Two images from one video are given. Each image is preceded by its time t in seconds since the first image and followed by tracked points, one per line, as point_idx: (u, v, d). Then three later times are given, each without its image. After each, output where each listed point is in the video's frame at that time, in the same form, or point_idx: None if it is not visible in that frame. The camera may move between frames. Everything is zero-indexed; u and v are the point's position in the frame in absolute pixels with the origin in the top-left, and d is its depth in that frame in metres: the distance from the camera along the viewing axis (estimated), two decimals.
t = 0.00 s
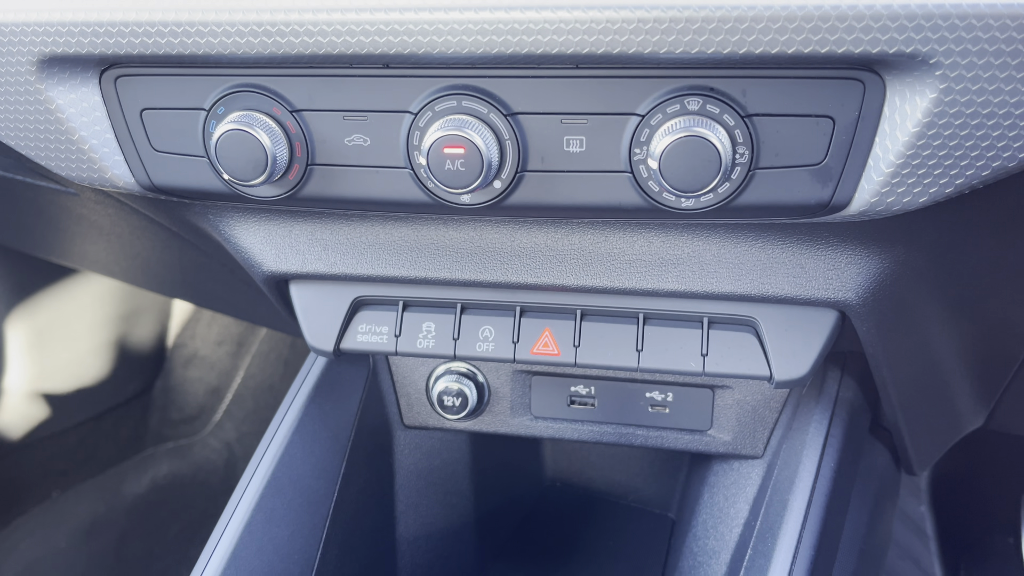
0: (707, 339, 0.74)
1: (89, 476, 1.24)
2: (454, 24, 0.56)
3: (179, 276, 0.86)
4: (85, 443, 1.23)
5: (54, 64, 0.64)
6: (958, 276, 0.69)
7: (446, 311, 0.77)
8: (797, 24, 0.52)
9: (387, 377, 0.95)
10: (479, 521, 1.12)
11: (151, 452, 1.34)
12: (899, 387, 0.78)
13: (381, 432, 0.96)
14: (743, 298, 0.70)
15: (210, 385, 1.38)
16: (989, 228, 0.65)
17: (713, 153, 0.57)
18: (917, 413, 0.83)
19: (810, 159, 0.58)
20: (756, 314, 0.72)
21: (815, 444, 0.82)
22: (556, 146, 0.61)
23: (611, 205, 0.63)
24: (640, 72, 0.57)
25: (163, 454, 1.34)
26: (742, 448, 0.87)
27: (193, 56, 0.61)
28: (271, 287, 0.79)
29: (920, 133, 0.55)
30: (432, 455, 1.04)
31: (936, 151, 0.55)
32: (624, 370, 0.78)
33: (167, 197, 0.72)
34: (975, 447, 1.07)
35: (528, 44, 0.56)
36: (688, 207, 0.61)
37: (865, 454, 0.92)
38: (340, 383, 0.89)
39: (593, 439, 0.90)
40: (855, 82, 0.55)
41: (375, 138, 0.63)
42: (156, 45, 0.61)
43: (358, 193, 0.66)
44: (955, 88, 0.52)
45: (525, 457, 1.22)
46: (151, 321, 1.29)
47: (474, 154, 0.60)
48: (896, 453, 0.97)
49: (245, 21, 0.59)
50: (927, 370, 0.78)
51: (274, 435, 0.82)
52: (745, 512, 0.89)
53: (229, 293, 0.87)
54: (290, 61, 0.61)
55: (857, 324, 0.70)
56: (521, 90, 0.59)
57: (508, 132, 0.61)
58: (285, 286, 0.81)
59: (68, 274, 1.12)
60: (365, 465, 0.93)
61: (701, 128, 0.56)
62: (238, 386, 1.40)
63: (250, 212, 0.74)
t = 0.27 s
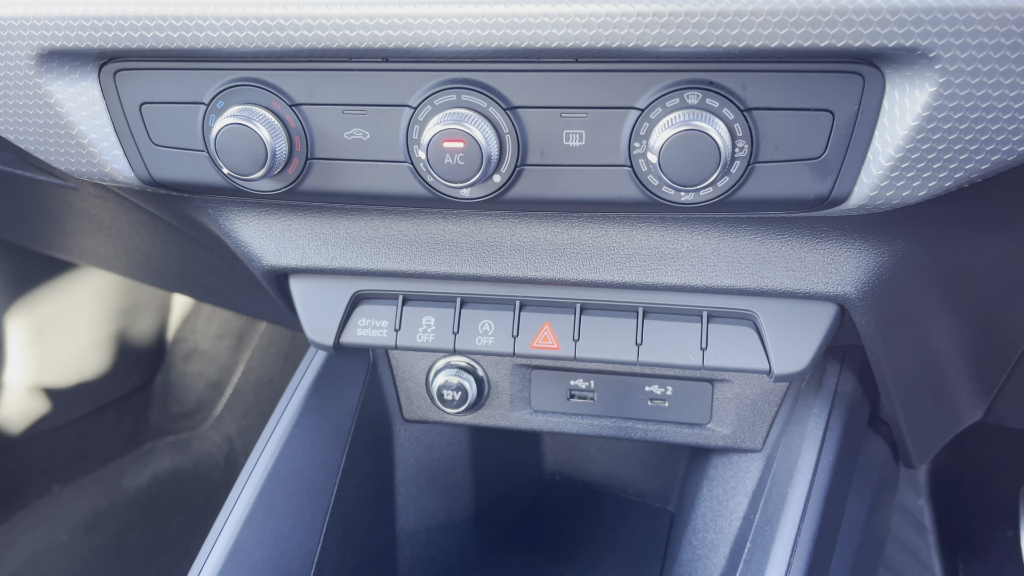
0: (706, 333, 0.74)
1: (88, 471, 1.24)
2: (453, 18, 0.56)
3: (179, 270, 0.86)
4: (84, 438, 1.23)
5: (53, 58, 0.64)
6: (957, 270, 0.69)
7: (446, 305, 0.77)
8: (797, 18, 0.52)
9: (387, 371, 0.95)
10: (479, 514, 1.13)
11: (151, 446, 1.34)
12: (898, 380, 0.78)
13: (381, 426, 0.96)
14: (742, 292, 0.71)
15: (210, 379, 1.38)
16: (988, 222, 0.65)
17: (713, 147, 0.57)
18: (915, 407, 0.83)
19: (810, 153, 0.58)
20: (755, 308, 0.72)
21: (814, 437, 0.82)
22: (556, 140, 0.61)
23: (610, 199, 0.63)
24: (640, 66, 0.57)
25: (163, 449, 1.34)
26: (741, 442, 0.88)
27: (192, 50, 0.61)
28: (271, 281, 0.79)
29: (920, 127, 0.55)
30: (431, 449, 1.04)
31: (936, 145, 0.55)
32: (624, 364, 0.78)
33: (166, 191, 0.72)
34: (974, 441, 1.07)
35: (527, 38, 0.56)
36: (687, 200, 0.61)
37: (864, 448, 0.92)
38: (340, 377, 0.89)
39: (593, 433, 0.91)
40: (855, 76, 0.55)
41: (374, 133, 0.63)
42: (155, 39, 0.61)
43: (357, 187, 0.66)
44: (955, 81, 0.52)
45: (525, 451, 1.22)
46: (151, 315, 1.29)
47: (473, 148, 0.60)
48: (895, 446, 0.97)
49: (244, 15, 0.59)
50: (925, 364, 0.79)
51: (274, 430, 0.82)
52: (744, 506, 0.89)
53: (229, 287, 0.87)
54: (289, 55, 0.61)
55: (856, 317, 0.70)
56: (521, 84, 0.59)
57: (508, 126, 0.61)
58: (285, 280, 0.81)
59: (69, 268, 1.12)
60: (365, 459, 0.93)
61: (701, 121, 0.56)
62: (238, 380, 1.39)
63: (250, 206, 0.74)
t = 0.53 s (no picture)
0: (706, 329, 0.74)
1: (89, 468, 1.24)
2: (453, 15, 0.56)
3: (179, 267, 0.86)
4: (84, 435, 1.23)
5: (53, 54, 0.64)
6: (956, 267, 0.69)
7: (446, 301, 0.78)
8: (797, 14, 0.52)
9: (387, 367, 0.95)
10: (479, 510, 1.13)
11: (152, 443, 1.34)
12: (897, 376, 0.78)
13: (381, 422, 0.96)
14: (742, 288, 0.71)
15: (210, 375, 1.38)
16: (987, 218, 0.65)
17: (712, 143, 0.57)
18: (915, 403, 0.84)
19: (810, 149, 0.58)
20: (755, 304, 0.72)
21: (814, 433, 0.82)
22: (556, 135, 0.61)
23: (610, 195, 0.63)
24: (640, 63, 0.57)
25: (163, 445, 1.34)
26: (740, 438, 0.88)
27: (192, 46, 0.61)
28: (271, 278, 0.79)
29: (919, 123, 0.55)
30: (431, 445, 1.05)
31: (935, 141, 0.55)
32: (624, 360, 0.78)
33: (166, 188, 0.72)
34: (974, 438, 1.07)
35: (527, 34, 0.56)
36: (687, 196, 0.61)
37: (863, 444, 0.93)
38: (340, 373, 0.89)
39: (593, 429, 0.91)
40: (855, 72, 0.55)
41: (374, 129, 0.63)
42: (154, 36, 0.61)
43: (357, 184, 0.66)
44: (955, 77, 0.52)
45: (525, 447, 1.22)
46: (151, 312, 1.29)
47: (473, 144, 0.60)
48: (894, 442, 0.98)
49: (243, 12, 0.59)
50: (925, 360, 0.79)
51: (274, 426, 0.82)
52: (743, 501, 0.90)
53: (229, 283, 0.87)
54: (289, 52, 0.61)
55: (856, 313, 0.70)
56: (521, 81, 0.59)
57: (508, 123, 0.61)
58: (285, 277, 0.81)
59: (68, 264, 1.12)
60: (365, 455, 0.94)
61: (700, 117, 0.56)
62: (238, 376, 1.40)
63: (250, 203, 0.74)
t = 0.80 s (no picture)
0: (706, 327, 0.74)
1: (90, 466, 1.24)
2: (453, 13, 0.56)
3: (178, 264, 0.86)
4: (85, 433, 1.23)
5: (52, 52, 0.64)
6: (956, 265, 0.69)
7: (446, 299, 0.78)
8: (797, 11, 0.52)
9: (387, 365, 0.95)
10: (479, 508, 1.13)
11: (152, 441, 1.34)
12: (897, 374, 0.78)
13: (381, 420, 0.96)
14: (742, 286, 0.71)
15: (210, 373, 1.39)
16: (987, 216, 0.65)
17: (712, 141, 0.57)
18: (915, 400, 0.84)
19: (810, 147, 0.58)
20: (754, 302, 0.72)
21: (814, 431, 0.82)
22: (555, 133, 0.61)
23: (610, 193, 0.63)
24: (640, 61, 0.57)
25: (163, 443, 1.34)
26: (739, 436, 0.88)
27: (192, 44, 0.61)
28: (271, 276, 0.79)
29: (919, 121, 0.55)
30: (431, 443, 1.05)
31: (935, 138, 0.55)
32: (624, 359, 0.78)
33: (165, 185, 0.72)
34: (974, 436, 1.07)
35: (527, 32, 0.56)
36: (687, 194, 0.61)
37: (863, 441, 0.93)
38: (340, 371, 0.89)
39: (593, 427, 0.91)
40: (854, 70, 0.55)
41: (374, 127, 0.63)
42: (154, 34, 0.61)
43: (357, 182, 0.66)
44: (955, 75, 0.52)
45: (525, 445, 1.22)
46: (151, 310, 1.29)
47: (473, 142, 0.60)
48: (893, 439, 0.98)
49: (243, 10, 0.59)
50: (925, 357, 0.79)
51: (274, 424, 0.82)
52: (743, 499, 0.89)
53: (229, 281, 0.87)
54: (289, 49, 0.60)
55: (855, 311, 0.70)
56: (521, 78, 0.59)
57: (508, 121, 0.61)
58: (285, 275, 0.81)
59: (68, 262, 1.12)
60: (365, 453, 0.94)
61: (700, 115, 0.56)
62: (237, 374, 1.41)
63: (249, 200, 0.74)
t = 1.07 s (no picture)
0: (704, 326, 0.74)
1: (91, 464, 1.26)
2: (453, 14, 0.56)
3: (180, 264, 0.87)
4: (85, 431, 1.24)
5: (55, 53, 0.64)
6: (953, 264, 0.70)
7: (446, 299, 0.78)
8: (794, 13, 0.53)
9: (387, 364, 0.96)
10: (478, 506, 1.14)
11: (153, 439, 1.35)
12: (894, 373, 0.79)
13: (382, 418, 0.97)
14: (740, 286, 0.71)
15: (212, 372, 1.39)
16: (983, 215, 0.65)
17: (710, 141, 0.57)
18: (912, 399, 0.84)
19: (808, 147, 0.59)
20: (752, 301, 0.72)
21: (812, 429, 0.83)
22: (555, 133, 0.61)
23: (609, 193, 0.63)
24: (639, 62, 0.57)
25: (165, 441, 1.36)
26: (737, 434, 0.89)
27: (194, 45, 0.61)
28: (272, 275, 0.80)
29: (915, 121, 0.55)
30: (432, 441, 1.05)
31: (931, 138, 0.56)
32: (623, 357, 0.78)
33: (167, 185, 0.72)
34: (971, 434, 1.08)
35: (527, 33, 0.56)
36: (686, 194, 0.61)
37: (861, 440, 0.93)
38: (341, 370, 0.90)
39: (592, 425, 0.91)
40: (852, 71, 0.56)
41: (374, 128, 0.64)
42: (156, 35, 0.61)
43: (358, 182, 0.67)
44: (951, 76, 0.53)
45: (525, 443, 1.23)
46: (153, 309, 1.29)
47: (473, 143, 0.60)
48: (892, 438, 0.98)
49: (245, 11, 0.59)
50: (922, 356, 0.79)
51: (275, 422, 0.83)
52: (741, 497, 0.90)
53: (230, 280, 0.87)
54: (291, 50, 0.61)
55: (853, 311, 0.70)
56: (521, 79, 0.60)
57: (508, 121, 0.61)
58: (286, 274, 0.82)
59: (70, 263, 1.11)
60: (366, 450, 0.94)
61: (699, 116, 0.57)
62: (239, 373, 1.42)
63: (251, 200, 0.74)
